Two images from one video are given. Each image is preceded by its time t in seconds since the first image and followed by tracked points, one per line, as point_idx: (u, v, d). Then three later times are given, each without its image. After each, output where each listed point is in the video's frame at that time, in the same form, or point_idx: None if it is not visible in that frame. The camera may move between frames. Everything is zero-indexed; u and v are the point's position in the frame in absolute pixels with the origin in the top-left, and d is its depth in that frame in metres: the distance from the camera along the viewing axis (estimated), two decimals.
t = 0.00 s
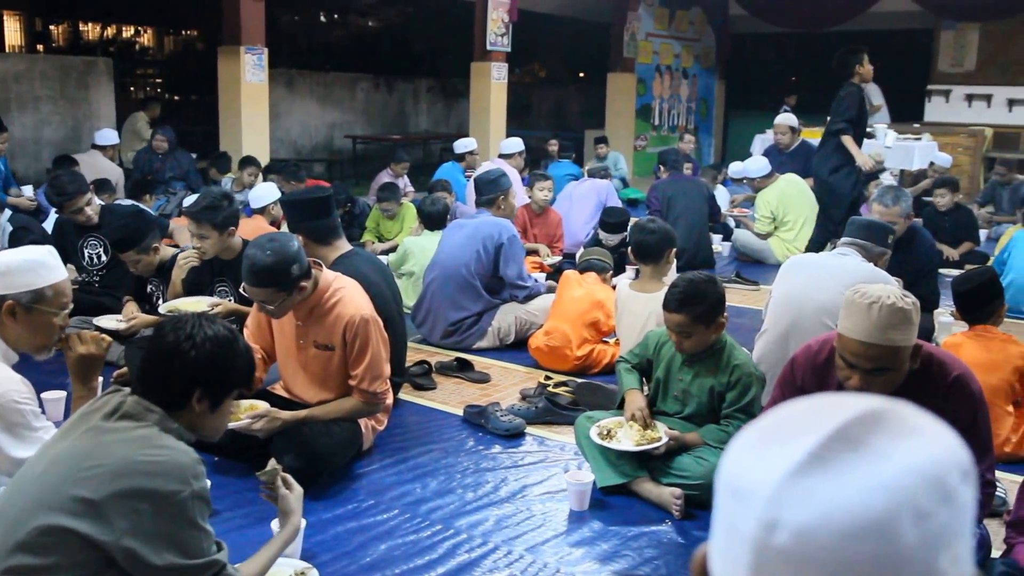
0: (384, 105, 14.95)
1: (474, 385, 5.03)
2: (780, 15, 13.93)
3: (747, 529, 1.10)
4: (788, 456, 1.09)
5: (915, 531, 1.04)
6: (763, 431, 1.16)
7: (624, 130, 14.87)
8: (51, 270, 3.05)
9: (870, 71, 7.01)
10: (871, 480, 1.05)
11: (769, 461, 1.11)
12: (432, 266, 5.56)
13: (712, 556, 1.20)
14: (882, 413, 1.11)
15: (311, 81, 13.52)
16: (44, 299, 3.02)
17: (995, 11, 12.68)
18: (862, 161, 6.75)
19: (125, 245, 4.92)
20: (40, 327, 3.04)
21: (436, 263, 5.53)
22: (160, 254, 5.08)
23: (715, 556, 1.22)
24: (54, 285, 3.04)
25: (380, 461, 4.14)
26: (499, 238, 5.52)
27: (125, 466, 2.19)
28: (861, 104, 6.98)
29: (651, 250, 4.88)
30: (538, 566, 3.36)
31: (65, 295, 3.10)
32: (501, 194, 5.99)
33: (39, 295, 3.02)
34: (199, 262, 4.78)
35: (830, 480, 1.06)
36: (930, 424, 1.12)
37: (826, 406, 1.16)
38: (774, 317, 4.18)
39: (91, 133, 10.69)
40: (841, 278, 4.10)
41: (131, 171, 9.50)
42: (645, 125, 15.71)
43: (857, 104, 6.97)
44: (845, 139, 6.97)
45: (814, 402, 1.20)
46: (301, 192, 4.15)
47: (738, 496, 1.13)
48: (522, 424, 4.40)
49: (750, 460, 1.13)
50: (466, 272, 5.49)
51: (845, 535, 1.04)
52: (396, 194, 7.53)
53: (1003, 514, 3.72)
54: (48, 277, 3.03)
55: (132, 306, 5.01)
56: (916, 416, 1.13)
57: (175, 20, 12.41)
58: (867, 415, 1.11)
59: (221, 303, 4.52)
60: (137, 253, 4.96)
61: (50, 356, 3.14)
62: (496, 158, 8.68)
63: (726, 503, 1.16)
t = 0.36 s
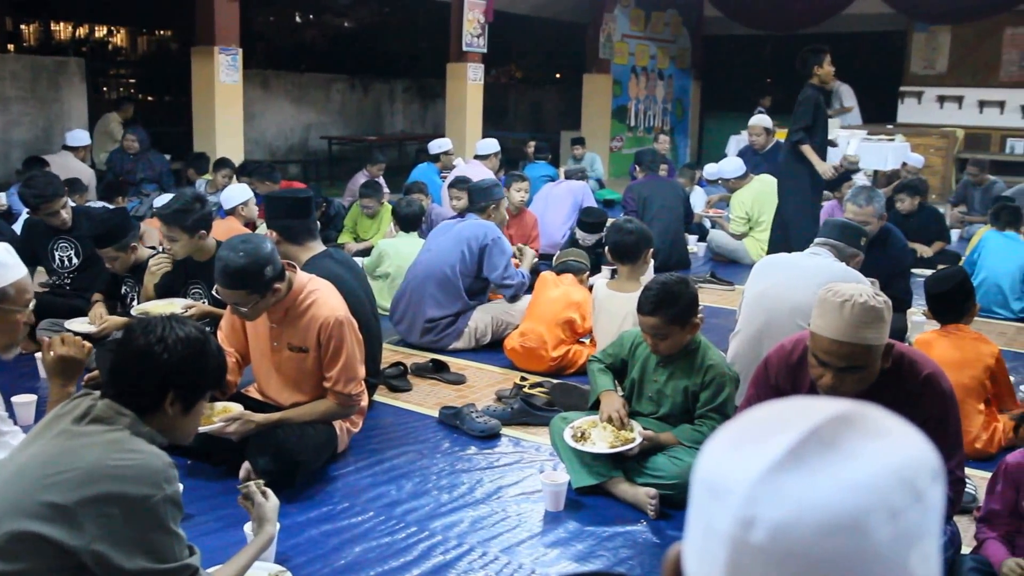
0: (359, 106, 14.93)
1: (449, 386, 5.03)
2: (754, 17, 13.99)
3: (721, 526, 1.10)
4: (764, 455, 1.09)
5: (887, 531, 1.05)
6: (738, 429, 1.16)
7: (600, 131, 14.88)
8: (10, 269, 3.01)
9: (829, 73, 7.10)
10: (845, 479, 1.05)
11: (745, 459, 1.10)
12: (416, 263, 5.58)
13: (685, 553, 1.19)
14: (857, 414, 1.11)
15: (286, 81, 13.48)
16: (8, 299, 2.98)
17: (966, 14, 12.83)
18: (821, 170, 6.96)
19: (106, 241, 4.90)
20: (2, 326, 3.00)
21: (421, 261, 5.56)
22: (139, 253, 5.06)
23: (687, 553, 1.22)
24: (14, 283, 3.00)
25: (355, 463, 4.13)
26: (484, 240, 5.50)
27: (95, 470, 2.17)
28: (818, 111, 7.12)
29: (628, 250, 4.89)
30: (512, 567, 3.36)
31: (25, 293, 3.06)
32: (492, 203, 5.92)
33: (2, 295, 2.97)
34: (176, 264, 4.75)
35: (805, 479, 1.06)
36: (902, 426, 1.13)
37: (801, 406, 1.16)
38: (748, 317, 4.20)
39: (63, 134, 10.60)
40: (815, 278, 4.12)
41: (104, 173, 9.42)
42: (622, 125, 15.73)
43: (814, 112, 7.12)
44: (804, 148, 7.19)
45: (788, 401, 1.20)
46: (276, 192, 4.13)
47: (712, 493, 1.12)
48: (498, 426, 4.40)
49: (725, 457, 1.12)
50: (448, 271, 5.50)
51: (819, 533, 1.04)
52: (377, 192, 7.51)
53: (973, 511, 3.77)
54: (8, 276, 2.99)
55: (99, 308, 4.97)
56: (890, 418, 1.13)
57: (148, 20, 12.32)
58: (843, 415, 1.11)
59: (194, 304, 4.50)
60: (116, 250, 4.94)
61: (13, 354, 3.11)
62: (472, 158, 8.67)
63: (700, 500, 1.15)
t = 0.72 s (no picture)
0: (335, 107, 14.87)
1: (423, 388, 5.02)
2: (729, 18, 14.06)
3: (696, 523, 1.11)
4: (740, 455, 1.10)
5: (856, 534, 1.06)
6: (718, 428, 1.17)
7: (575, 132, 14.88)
8: None
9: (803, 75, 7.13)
10: (818, 481, 1.06)
11: (721, 459, 1.11)
12: (396, 264, 5.57)
13: (660, 548, 1.21)
14: (834, 417, 1.12)
15: (259, 82, 13.42)
16: None
17: (937, 18, 12.94)
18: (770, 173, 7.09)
19: (77, 249, 4.83)
20: None
21: (400, 261, 5.55)
22: (112, 257, 4.99)
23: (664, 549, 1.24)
24: None
25: (329, 465, 4.11)
26: (464, 241, 5.51)
27: (66, 475, 2.15)
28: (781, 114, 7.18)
29: (605, 251, 4.90)
30: (487, 568, 3.36)
31: None
32: (474, 208, 5.97)
33: None
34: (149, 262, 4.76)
35: (779, 480, 1.07)
36: (879, 431, 1.14)
37: (779, 407, 1.17)
38: (721, 317, 4.22)
39: (33, 135, 10.50)
40: (789, 278, 4.14)
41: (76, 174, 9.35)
42: (597, 126, 15.74)
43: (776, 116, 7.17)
44: (760, 150, 7.26)
45: (766, 403, 1.21)
46: (249, 192, 4.11)
47: (687, 491, 1.14)
48: (472, 427, 4.39)
49: (702, 457, 1.13)
50: (427, 271, 5.48)
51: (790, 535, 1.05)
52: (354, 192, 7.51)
53: (943, 507, 3.81)
54: None
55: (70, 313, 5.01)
56: (867, 422, 1.14)
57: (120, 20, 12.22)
58: (820, 418, 1.12)
59: (166, 308, 4.47)
60: (90, 254, 4.87)
61: None
62: (447, 159, 8.66)
63: (676, 497, 1.16)
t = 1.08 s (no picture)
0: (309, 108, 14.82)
1: (398, 390, 5.01)
2: (702, 19, 14.16)
3: (662, 543, 1.08)
4: (709, 472, 1.06)
5: (832, 557, 1.03)
6: (684, 439, 1.13)
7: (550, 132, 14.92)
8: None
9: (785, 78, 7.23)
10: (788, 504, 1.03)
11: (689, 477, 1.07)
12: (371, 264, 5.56)
13: (627, 555, 1.18)
14: (806, 425, 1.08)
15: (233, 83, 13.37)
16: None
17: (907, 20, 13.09)
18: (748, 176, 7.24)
19: (47, 250, 4.92)
20: None
21: (375, 262, 5.53)
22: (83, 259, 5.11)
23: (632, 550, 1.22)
24: None
25: (303, 468, 4.09)
26: (439, 242, 5.49)
27: (33, 480, 2.12)
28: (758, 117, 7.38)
29: (579, 250, 4.92)
30: (461, 569, 3.36)
31: None
32: (448, 210, 5.95)
33: None
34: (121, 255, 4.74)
35: (750, 502, 1.04)
36: (856, 435, 1.10)
37: (751, 412, 1.12)
38: (693, 318, 4.24)
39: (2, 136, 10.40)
40: (760, 278, 4.16)
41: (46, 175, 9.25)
42: (572, 127, 15.79)
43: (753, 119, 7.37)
44: (738, 154, 7.46)
45: (738, 401, 1.17)
46: (222, 194, 4.08)
47: (654, 509, 1.11)
48: (447, 428, 4.39)
49: (670, 473, 1.10)
50: (403, 272, 5.47)
51: (761, 556, 1.03)
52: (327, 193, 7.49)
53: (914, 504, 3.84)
54: None
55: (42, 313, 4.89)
56: (840, 426, 1.11)
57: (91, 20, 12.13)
58: (792, 429, 1.08)
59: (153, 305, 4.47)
60: (60, 258, 4.98)
61: None
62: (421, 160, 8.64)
63: (643, 511, 1.13)
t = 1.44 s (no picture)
0: (281, 109, 14.77)
1: (372, 392, 5.00)
2: (674, 20, 14.21)
3: (670, 555, 1.08)
4: (722, 485, 1.06)
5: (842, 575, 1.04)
6: (697, 448, 1.12)
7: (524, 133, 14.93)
8: None
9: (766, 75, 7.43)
10: (803, 521, 1.03)
11: (702, 489, 1.07)
12: (341, 268, 5.54)
13: (631, 562, 1.18)
14: (824, 439, 1.08)
15: (204, 84, 13.29)
16: None
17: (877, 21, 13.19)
18: (741, 171, 7.33)
19: (18, 246, 4.90)
20: None
21: (345, 265, 5.52)
22: (51, 261, 5.10)
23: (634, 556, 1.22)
24: None
25: (276, 471, 4.07)
26: (408, 244, 5.48)
27: None
28: (739, 112, 7.57)
29: (552, 251, 4.93)
30: (435, 571, 3.35)
31: None
32: (417, 207, 5.86)
33: None
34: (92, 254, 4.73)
35: (762, 517, 1.04)
36: (871, 452, 1.11)
37: (765, 419, 1.12)
38: (667, 318, 4.25)
39: None
40: (732, 278, 4.18)
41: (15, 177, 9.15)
42: (546, 128, 15.77)
43: (735, 112, 7.55)
44: (726, 151, 7.53)
45: (751, 406, 1.17)
46: (195, 197, 4.06)
47: (664, 519, 1.11)
48: (421, 430, 4.39)
49: (681, 484, 1.10)
50: (373, 274, 5.45)
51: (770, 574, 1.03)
52: (300, 193, 7.48)
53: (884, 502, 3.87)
54: None
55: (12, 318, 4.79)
56: (856, 441, 1.11)
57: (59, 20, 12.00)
58: (809, 443, 1.07)
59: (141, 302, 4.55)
60: (26, 258, 4.95)
61: None
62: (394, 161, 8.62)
63: (651, 520, 1.13)
